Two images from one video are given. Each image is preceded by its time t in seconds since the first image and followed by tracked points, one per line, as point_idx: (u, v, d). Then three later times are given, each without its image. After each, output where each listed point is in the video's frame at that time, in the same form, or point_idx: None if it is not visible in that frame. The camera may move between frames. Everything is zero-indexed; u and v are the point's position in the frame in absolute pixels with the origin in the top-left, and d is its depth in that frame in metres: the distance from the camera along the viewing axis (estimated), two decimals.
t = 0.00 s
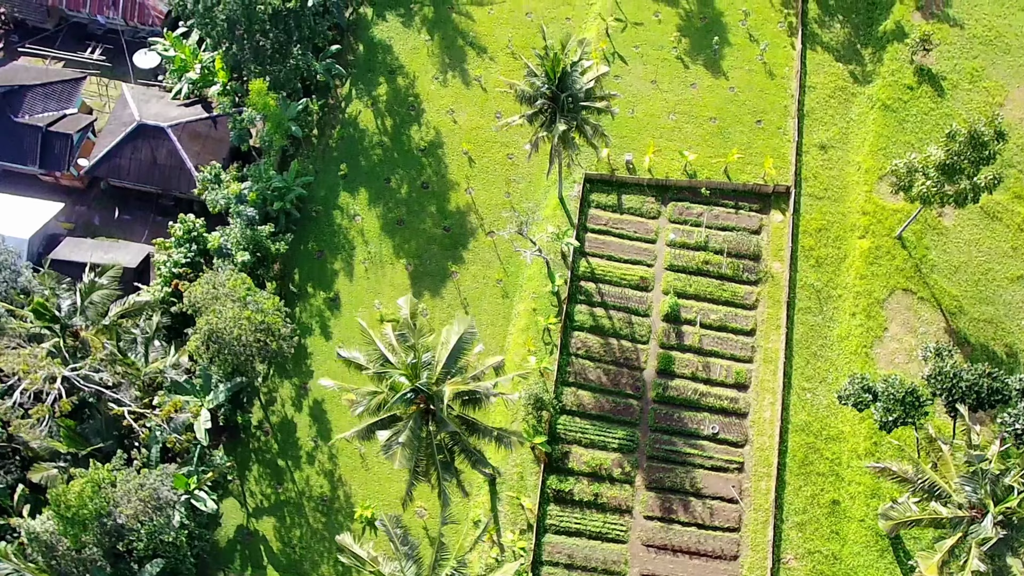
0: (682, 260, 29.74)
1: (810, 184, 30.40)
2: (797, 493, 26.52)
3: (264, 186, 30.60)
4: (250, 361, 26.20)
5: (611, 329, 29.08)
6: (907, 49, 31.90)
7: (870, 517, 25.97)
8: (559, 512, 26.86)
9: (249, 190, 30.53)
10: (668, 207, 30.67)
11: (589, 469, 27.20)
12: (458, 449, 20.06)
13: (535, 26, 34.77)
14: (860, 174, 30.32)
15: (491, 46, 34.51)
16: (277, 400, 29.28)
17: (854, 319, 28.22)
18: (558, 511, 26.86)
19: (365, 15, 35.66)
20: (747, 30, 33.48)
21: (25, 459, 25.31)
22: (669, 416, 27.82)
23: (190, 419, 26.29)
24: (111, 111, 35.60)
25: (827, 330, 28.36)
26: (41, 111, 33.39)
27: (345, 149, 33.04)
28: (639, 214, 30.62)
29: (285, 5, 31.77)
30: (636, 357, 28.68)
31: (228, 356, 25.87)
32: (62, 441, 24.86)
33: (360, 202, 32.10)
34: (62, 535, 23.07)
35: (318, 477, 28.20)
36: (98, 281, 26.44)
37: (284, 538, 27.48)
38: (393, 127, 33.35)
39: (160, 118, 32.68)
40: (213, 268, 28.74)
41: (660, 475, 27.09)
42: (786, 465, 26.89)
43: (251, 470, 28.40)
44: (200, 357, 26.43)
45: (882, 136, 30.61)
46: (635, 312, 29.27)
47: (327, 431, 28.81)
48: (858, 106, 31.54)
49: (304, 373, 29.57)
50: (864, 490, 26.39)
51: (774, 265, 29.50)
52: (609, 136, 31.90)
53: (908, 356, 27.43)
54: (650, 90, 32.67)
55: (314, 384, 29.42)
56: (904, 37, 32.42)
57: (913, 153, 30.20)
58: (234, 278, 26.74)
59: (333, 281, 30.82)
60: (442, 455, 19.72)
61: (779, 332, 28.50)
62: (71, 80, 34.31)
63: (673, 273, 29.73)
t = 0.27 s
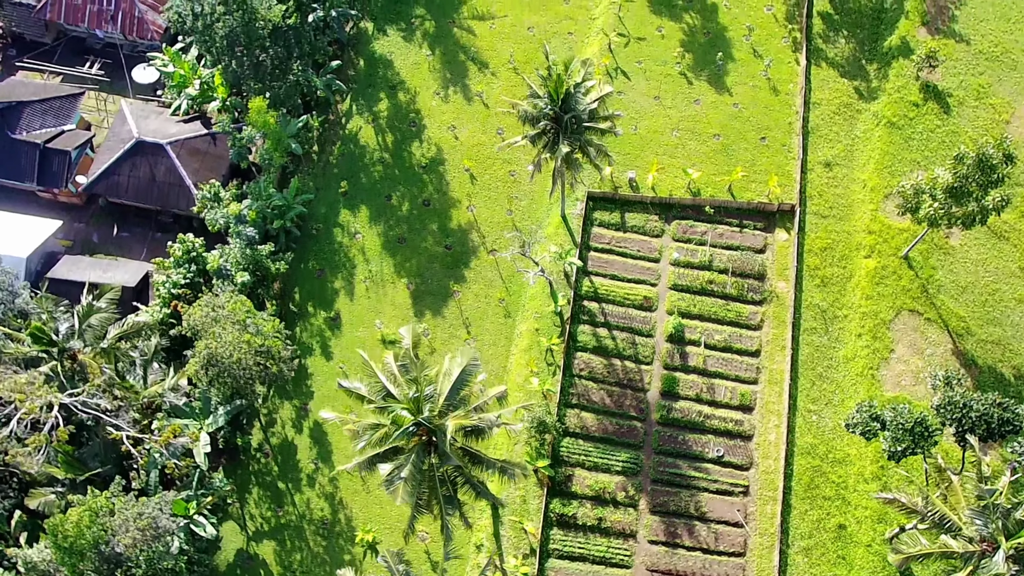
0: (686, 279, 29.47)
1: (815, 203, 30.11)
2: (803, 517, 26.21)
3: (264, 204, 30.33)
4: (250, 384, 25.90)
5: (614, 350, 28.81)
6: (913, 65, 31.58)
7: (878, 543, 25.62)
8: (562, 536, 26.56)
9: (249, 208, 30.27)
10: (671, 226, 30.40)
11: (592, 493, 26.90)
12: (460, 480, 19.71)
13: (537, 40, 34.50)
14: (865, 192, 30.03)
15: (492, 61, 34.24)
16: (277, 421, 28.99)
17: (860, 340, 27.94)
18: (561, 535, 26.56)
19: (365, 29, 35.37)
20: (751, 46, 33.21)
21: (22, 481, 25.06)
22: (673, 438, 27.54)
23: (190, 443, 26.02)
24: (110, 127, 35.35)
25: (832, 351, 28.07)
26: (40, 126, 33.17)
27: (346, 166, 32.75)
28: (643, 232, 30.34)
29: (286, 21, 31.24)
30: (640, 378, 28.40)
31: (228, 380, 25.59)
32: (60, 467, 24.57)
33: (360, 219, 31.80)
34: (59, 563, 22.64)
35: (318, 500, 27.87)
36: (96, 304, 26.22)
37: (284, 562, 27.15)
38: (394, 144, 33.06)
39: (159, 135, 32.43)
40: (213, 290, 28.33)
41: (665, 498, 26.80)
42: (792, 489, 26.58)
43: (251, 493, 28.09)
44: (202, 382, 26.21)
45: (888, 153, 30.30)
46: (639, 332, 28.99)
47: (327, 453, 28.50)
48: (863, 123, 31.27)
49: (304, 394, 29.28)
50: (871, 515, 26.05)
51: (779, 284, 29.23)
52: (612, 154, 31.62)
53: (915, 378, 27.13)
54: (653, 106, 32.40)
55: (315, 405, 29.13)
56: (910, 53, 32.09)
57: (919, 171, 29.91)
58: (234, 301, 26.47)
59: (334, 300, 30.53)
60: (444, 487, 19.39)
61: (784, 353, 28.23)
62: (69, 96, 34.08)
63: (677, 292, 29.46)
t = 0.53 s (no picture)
0: (689, 299, 29.18)
1: (820, 221, 29.81)
2: (809, 542, 25.89)
3: (264, 222, 30.05)
4: (249, 408, 25.58)
5: (618, 371, 28.51)
6: (919, 81, 31.27)
7: (884, 569, 25.28)
8: (565, 561, 26.27)
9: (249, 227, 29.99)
10: (675, 244, 30.11)
11: (595, 517, 26.60)
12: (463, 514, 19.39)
13: (539, 55, 34.22)
14: (871, 211, 29.72)
15: (494, 77, 33.96)
16: (277, 443, 28.70)
17: (866, 362, 27.64)
18: (564, 560, 26.27)
19: (366, 44, 35.08)
20: (755, 61, 32.94)
21: (19, 506, 24.63)
22: (678, 461, 27.24)
23: (189, 468, 25.80)
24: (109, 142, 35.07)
25: (838, 372, 27.78)
26: (37, 143, 32.88)
27: (346, 183, 32.46)
28: (646, 251, 30.05)
29: (286, 38, 30.92)
30: (643, 400, 28.11)
31: (227, 404, 25.31)
32: (57, 493, 24.36)
33: (361, 237, 31.50)
34: None
35: (319, 523, 27.56)
36: (93, 327, 25.67)
37: None
38: (395, 161, 32.76)
39: (157, 152, 32.16)
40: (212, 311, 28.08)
41: (669, 522, 26.49)
42: (797, 513, 26.26)
43: (251, 516, 27.80)
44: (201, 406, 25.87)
45: (893, 171, 30.00)
46: (642, 353, 28.70)
47: (328, 475, 28.20)
48: (868, 140, 30.98)
49: (305, 415, 28.99)
50: (878, 540, 25.68)
51: (784, 304, 28.94)
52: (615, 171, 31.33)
53: (922, 400, 26.82)
54: (657, 123, 32.12)
55: (315, 427, 28.84)
56: (916, 69, 31.78)
57: (926, 189, 29.60)
58: (233, 324, 26.14)
59: (334, 319, 30.24)
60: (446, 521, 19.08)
61: (789, 375, 27.94)
62: (67, 111, 33.76)
63: (680, 312, 29.17)
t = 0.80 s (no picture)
0: (694, 320, 28.88)
1: (826, 241, 29.52)
2: (816, 568, 25.55)
3: (264, 241, 29.78)
4: (248, 434, 25.21)
5: (621, 393, 28.20)
6: (925, 98, 30.94)
7: None
8: None
9: (249, 246, 29.71)
10: (679, 263, 29.81)
11: (599, 542, 26.30)
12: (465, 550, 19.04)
13: (541, 71, 33.93)
14: (877, 230, 29.42)
15: (496, 92, 33.69)
16: (277, 465, 28.40)
17: (872, 384, 27.33)
18: None
19: (367, 59, 34.78)
20: (759, 77, 32.65)
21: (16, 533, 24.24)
22: (682, 484, 26.94)
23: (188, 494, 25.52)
24: (107, 157, 34.83)
25: (844, 394, 27.48)
26: (35, 159, 32.57)
27: (347, 200, 32.16)
28: (649, 270, 29.76)
29: (285, 54, 30.61)
30: (647, 422, 27.80)
31: (227, 430, 24.99)
32: (55, 520, 24.06)
33: (362, 255, 31.21)
34: None
35: (319, 547, 27.26)
36: (91, 351, 25.37)
37: None
38: (396, 177, 32.47)
39: (156, 170, 31.85)
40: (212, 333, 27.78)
41: (673, 547, 26.18)
42: (804, 538, 25.94)
43: (251, 540, 27.50)
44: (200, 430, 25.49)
45: (899, 190, 29.68)
46: (646, 374, 28.39)
47: (328, 498, 27.90)
48: (874, 158, 30.69)
49: (305, 437, 28.69)
50: (885, 567, 25.24)
51: (789, 325, 28.65)
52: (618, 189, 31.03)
53: (929, 424, 26.50)
54: (660, 139, 31.83)
55: (316, 449, 28.54)
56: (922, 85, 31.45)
57: (932, 208, 29.29)
58: (233, 348, 25.81)
59: (335, 339, 29.95)
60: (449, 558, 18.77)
61: (794, 397, 27.64)
62: (65, 128, 33.47)
63: (685, 333, 28.87)
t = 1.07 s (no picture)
0: (698, 340, 28.59)
1: (831, 259, 29.22)
2: None
3: (264, 260, 29.50)
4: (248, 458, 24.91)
5: (625, 414, 27.91)
6: (931, 115, 30.65)
7: None
8: None
9: (248, 264, 29.41)
10: (683, 282, 29.51)
11: (602, 566, 26.01)
12: None
13: (543, 86, 33.64)
14: (883, 248, 29.11)
15: (498, 107, 33.41)
16: (277, 487, 28.12)
17: (879, 406, 27.03)
18: None
19: (367, 73, 34.49)
20: (763, 93, 32.36)
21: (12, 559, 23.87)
22: (686, 508, 26.64)
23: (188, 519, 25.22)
24: (105, 172, 34.56)
25: (850, 416, 27.17)
26: (33, 176, 32.30)
27: (347, 217, 31.88)
28: (653, 289, 29.46)
29: (286, 71, 30.32)
30: (651, 444, 27.50)
31: (226, 455, 24.69)
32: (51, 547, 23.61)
33: (362, 274, 30.92)
34: None
35: (319, 571, 26.99)
36: (89, 377, 25.16)
37: None
38: (397, 194, 32.18)
39: (155, 187, 31.56)
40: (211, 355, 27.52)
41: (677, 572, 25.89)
42: (810, 563, 25.65)
43: (250, 563, 27.21)
44: (199, 454, 25.16)
45: (905, 208, 29.38)
46: (650, 395, 28.10)
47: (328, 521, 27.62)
48: (880, 175, 30.39)
49: (305, 458, 28.41)
50: None
51: (795, 345, 28.35)
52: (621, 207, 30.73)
53: (936, 447, 26.20)
54: (663, 156, 31.52)
55: (316, 470, 28.24)
56: (928, 102, 31.14)
57: (939, 227, 29.00)
58: (232, 372, 25.51)
59: (335, 359, 29.67)
60: None
61: (800, 419, 27.35)
62: (63, 143, 33.17)
63: (689, 353, 28.57)
